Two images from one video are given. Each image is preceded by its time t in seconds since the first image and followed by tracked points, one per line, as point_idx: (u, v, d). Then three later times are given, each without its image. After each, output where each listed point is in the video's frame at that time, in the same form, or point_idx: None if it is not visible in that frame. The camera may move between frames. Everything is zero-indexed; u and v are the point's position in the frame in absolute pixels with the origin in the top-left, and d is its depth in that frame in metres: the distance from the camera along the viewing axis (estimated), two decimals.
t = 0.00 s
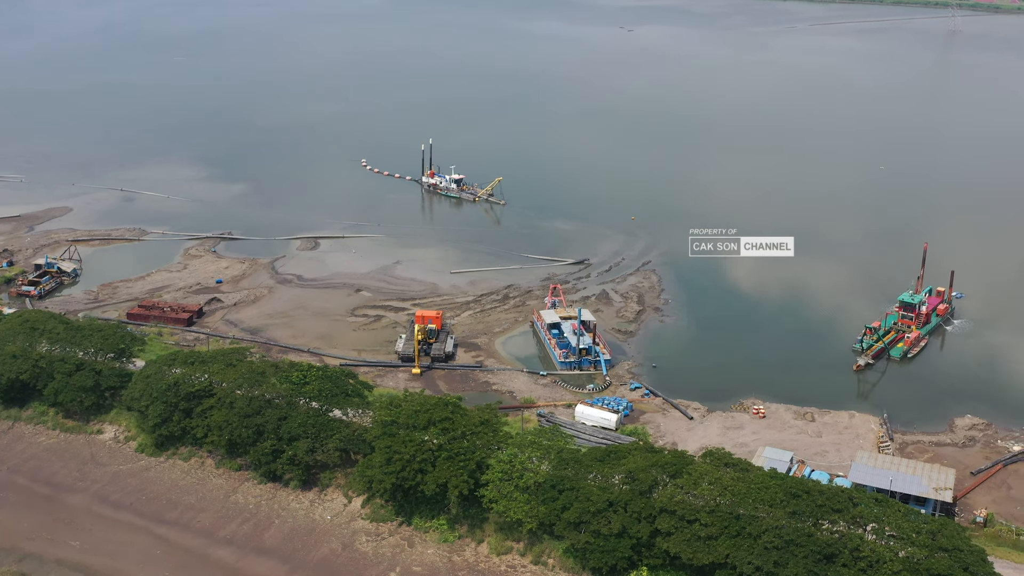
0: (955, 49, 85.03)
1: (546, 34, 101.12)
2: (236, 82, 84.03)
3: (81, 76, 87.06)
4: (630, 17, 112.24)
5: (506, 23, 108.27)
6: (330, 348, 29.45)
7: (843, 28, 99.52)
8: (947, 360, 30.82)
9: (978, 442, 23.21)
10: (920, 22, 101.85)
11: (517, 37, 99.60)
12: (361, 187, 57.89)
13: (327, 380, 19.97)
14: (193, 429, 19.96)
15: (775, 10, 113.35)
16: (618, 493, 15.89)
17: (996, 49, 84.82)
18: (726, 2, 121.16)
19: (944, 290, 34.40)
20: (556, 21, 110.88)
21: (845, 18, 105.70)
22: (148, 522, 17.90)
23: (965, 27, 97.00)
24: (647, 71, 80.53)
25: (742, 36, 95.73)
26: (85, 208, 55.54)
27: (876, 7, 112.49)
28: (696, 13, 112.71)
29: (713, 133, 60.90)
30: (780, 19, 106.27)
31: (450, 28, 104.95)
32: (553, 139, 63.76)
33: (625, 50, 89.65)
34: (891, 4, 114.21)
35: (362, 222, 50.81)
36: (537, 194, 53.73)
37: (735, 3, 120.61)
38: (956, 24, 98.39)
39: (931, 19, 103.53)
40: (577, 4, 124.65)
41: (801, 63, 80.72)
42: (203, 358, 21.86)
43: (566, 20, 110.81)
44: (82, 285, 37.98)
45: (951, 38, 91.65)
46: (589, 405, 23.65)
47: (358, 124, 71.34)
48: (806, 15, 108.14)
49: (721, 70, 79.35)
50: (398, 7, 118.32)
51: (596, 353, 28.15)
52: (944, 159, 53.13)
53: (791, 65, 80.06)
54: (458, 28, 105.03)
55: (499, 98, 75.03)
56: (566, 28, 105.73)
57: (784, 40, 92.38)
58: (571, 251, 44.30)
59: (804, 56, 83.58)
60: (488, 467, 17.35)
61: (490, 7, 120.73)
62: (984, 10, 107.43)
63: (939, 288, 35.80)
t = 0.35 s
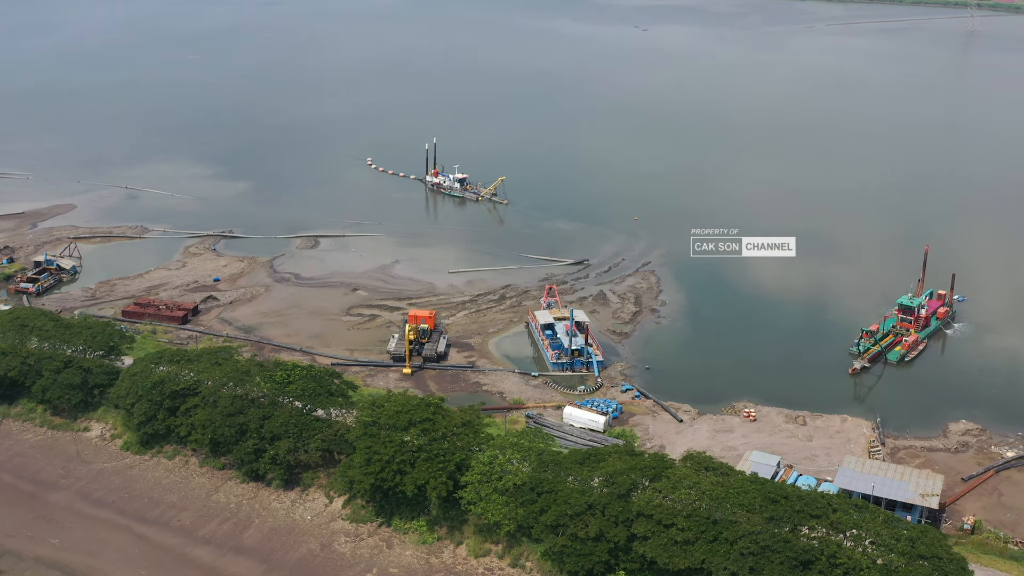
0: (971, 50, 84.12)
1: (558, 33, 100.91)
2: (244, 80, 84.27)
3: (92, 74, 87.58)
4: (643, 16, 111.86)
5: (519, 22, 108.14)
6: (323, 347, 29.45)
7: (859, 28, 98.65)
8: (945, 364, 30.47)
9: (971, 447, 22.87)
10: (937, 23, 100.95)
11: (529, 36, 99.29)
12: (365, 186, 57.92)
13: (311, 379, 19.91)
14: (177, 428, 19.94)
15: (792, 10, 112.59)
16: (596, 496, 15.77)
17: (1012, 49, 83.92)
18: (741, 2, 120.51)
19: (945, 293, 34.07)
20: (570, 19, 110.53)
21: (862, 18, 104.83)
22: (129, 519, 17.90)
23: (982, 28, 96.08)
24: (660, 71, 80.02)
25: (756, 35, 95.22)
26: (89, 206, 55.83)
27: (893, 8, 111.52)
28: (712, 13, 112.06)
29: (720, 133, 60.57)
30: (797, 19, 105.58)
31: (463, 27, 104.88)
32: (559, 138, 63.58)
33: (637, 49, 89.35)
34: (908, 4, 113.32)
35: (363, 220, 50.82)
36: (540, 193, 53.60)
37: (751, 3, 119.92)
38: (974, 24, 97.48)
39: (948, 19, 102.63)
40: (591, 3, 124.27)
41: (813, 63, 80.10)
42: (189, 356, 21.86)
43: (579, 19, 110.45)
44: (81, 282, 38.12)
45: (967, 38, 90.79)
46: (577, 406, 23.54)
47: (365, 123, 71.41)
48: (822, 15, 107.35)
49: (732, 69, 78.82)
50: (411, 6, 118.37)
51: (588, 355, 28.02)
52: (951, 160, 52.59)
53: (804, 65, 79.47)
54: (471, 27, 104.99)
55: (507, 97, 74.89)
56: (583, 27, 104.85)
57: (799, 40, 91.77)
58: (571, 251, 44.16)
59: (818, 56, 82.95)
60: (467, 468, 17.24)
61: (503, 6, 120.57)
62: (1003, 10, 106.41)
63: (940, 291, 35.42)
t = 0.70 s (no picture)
0: (986, 50, 83.22)
1: (570, 32, 100.58)
2: (252, 79, 84.46)
3: (101, 72, 88.08)
4: (656, 16, 111.41)
5: (530, 21, 107.89)
6: (316, 347, 29.42)
7: (873, 28, 97.84)
8: (942, 367, 30.13)
9: (964, 452, 22.56)
10: (953, 23, 99.92)
11: (541, 35, 99.00)
12: (367, 185, 57.91)
13: (296, 378, 19.85)
14: (163, 426, 19.92)
15: (808, 9, 111.84)
16: (574, 499, 15.66)
17: None
18: (755, 2, 119.87)
19: (946, 295, 33.72)
20: (583, 18, 110.23)
21: (877, 18, 103.99)
22: (111, 518, 17.89)
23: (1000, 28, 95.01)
24: (671, 70, 79.57)
25: (769, 35, 94.62)
26: (92, 203, 56.06)
27: (910, 8, 110.60)
28: (726, 13, 111.45)
29: (726, 132, 60.25)
30: (812, 19, 104.87)
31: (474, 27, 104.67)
32: (564, 138, 63.38)
33: (648, 49, 88.99)
34: (925, 4, 112.25)
35: (364, 219, 50.80)
36: (543, 193, 53.46)
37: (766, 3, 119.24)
38: (990, 24, 96.43)
39: (965, 19, 101.62)
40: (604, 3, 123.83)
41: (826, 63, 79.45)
42: (177, 355, 21.84)
43: (592, 18, 110.09)
44: (80, 280, 38.24)
45: (984, 38, 89.85)
46: (566, 408, 23.40)
47: (370, 122, 71.43)
48: (837, 15, 106.54)
49: (743, 69, 78.32)
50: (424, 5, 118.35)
51: (581, 356, 27.87)
52: (958, 161, 52.04)
53: (817, 64, 78.84)
54: (482, 26, 104.84)
55: (513, 97, 74.72)
56: (598, 27, 104.04)
57: (813, 40, 91.25)
58: (570, 251, 44.00)
59: (832, 56, 82.35)
60: (448, 470, 17.17)
61: (516, 6, 120.32)
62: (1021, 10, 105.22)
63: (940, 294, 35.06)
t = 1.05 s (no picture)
0: (1001, 50, 82.30)
1: (581, 31, 100.24)
2: (260, 77, 84.66)
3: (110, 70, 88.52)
4: (668, 15, 110.95)
5: (541, 21, 107.59)
6: (308, 346, 29.41)
7: (889, 28, 96.90)
8: (938, 370, 29.79)
9: (955, 457, 22.28)
10: (969, 23, 98.86)
11: (553, 35, 98.53)
12: (369, 184, 57.91)
13: (278, 377, 19.79)
14: (145, 425, 19.90)
15: (825, 10, 110.93)
16: (550, 502, 15.57)
17: None
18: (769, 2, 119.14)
19: (946, 298, 33.34)
20: (596, 18, 109.70)
21: (894, 18, 102.97)
22: (91, 516, 17.88)
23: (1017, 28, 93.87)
24: (681, 70, 79.07)
25: (781, 35, 93.98)
26: (94, 200, 56.32)
27: (927, 9, 109.52)
28: (741, 13, 110.67)
29: (731, 131, 59.92)
30: (828, 19, 104.04)
31: (485, 26, 104.35)
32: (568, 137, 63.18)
33: (658, 48, 88.54)
34: (942, 5, 111.14)
35: (364, 219, 50.79)
36: (545, 193, 53.33)
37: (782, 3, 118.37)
38: (1007, 24, 95.34)
39: (982, 19, 100.51)
40: (618, 2, 123.31)
41: (838, 63, 78.71)
42: (162, 353, 21.81)
43: (605, 18, 109.57)
44: (78, 277, 38.35)
45: (1000, 39, 88.84)
46: (553, 409, 23.33)
47: (375, 120, 71.45)
48: (853, 16, 105.59)
49: (755, 69, 77.68)
50: (436, 4, 118.19)
51: (572, 357, 27.75)
52: (965, 161, 51.52)
53: (829, 64, 78.13)
54: (493, 25, 104.65)
55: (520, 95, 74.51)
56: (612, 26, 103.31)
57: (827, 39, 90.62)
58: (569, 251, 43.85)
59: (843, 56, 81.68)
60: (425, 471, 17.08)
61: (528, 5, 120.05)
62: None
63: (939, 296, 34.69)
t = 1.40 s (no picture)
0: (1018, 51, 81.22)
1: (593, 30, 99.74)
2: (268, 76, 84.84)
3: (120, 68, 89.02)
4: (681, 15, 110.19)
5: (553, 19, 107.06)
6: (302, 345, 29.42)
7: (905, 28, 95.81)
8: (936, 373, 29.48)
9: (947, 462, 22.03)
10: (987, 23, 97.57)
11: (565, 33, 97.95)
12: (372, 183, 57.90)
13: (264, 376, 19.76)
14: (131, 422, 19.90)
15: (841, 10, 109.93)
16: (528, 504, 15.50)
17: None
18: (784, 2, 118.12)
19: (946, 301, 32.96)
20: (608, 17, 109.05)
21: (911, 18, 101.89)
22: (73, 513, 17.91)
23: None
24: (691, 68, 78.44)
25: (796, 34, 93.14)
26: (98, 198, 56.58)
27: (945, 9, 108.34)
28: (756, 12, 109.80)
29: (739, 131, 59.53)
30: (843, 19, 103.09)
31: (496, 25, 104.03)
32: (574, 137, 62.92)
33: (671, 47, 87.91)
34: (961, 6, 109.81)
35: (366, 218, 50.78)
36: (548, 192, 53.22)
37: (797, 3, 117.44)
38: None
39: (1001, 20, 99.20)
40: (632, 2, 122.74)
41: (851, 62, 77.90)
42: (150, 351, 21.80)
43: (618, 16, 108.96)
44: (77, 274, 38.43)
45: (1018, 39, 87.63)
46: (542, 411, 23.26)
47: (382, 119, 71.41)
48: (869, 15, 104.57)
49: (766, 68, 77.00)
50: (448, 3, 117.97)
51: (564, 358, 27.65)
52: (974, 163, 50.92)
53: (842, 63, 77.37)
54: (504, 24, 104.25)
55: (528, 94, 74.23)
56: (625, 25, 102.51)
57: (845, 40, 88.91)
58: (569, 251, 43.70)
59: (857, 55, 80.86)
60: (406, 472, 17.01)
61: (541, 4, 119.54)
62: None
63: (939, 299, 34.34)
